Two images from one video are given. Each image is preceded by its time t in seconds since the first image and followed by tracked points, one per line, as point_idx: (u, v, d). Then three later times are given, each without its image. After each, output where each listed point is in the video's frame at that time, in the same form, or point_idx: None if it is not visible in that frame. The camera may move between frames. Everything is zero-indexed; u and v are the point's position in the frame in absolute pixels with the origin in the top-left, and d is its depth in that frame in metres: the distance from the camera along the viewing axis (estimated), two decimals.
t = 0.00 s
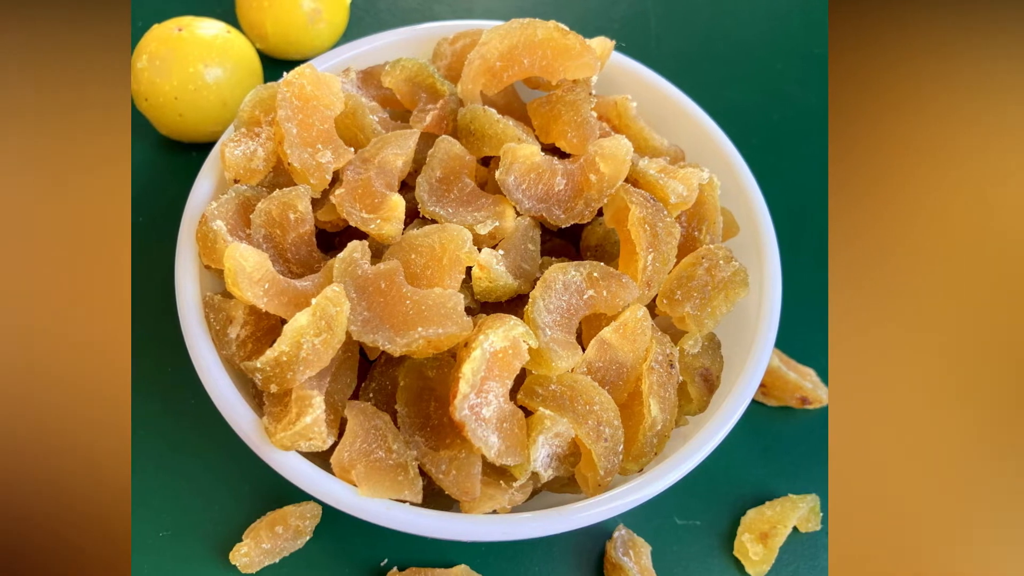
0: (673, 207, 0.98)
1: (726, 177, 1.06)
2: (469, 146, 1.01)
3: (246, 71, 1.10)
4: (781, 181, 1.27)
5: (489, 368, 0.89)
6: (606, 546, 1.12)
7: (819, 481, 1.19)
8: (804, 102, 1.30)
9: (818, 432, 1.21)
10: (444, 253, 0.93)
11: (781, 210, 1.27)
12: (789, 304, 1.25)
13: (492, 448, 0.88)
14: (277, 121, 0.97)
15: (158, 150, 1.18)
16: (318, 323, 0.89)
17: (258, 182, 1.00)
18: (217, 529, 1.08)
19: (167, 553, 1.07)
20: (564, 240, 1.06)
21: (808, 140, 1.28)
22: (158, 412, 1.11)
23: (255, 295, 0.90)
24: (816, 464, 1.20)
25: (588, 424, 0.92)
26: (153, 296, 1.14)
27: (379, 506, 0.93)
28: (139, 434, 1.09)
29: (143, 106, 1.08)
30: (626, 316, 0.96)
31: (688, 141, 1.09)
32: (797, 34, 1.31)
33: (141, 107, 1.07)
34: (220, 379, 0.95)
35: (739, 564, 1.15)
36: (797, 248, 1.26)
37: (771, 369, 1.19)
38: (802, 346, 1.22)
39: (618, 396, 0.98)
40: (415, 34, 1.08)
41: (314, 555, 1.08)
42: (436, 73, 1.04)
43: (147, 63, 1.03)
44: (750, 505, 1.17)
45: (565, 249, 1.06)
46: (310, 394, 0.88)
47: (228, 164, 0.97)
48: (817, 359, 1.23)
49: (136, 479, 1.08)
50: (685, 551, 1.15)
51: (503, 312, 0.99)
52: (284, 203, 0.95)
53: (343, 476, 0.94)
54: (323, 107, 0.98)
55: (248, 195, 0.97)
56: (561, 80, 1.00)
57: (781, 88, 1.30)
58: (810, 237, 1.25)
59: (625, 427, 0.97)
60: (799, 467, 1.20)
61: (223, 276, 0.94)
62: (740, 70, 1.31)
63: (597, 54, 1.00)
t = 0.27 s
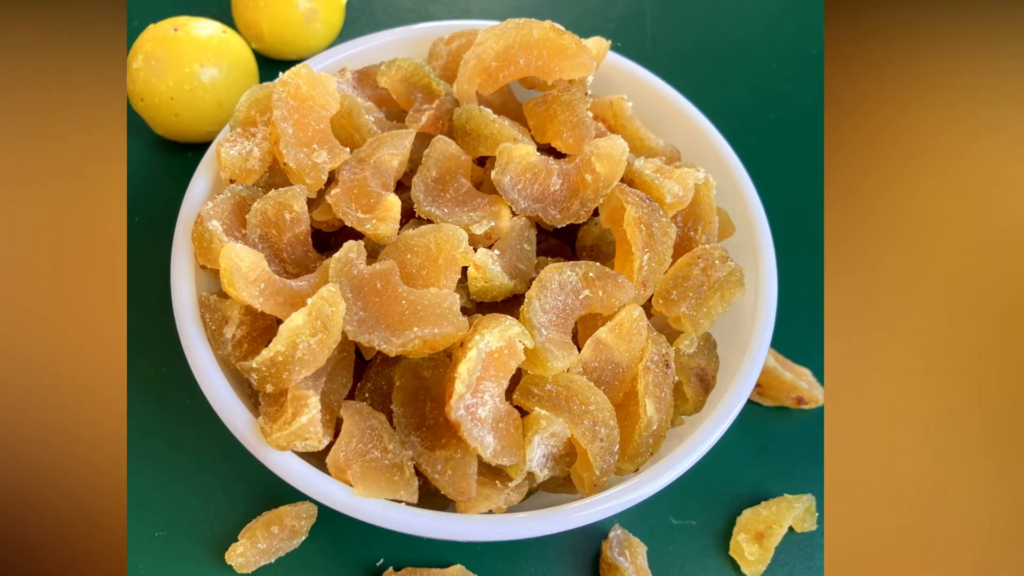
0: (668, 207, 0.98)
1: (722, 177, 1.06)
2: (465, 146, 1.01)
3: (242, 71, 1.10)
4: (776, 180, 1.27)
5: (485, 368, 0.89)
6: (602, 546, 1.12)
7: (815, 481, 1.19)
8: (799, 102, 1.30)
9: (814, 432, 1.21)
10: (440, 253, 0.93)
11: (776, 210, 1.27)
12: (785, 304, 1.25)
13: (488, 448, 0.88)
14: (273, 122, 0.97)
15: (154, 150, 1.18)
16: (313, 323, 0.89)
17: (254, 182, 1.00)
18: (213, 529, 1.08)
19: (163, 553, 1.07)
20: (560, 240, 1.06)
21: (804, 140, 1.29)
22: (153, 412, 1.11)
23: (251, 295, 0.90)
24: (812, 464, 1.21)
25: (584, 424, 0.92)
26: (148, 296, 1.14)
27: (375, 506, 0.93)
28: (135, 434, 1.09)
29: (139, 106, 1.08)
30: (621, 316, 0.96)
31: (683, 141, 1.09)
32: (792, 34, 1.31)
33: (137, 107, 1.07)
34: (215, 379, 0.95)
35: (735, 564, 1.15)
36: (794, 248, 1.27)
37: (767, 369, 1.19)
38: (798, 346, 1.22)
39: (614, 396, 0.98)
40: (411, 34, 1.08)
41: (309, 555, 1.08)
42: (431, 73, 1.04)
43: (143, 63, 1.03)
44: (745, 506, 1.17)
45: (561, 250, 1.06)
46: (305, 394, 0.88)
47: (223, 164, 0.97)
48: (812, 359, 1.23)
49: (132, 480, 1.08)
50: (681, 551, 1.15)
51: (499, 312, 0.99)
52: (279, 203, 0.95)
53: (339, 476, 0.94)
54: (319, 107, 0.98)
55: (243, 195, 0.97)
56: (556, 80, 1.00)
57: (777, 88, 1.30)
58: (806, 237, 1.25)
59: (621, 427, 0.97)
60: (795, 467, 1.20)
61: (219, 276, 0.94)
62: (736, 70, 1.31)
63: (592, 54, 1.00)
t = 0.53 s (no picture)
0: (664, 207, 0.98)
1: (717, 177, 1.07)
2: (460, 146, 1.01)
3: (238, 71, 1.10)
4: (773, 181, 1.27)
5: (481, 368, 0.89)
6: (598, 545, 1.12)
7: (810, 481, 1.19)
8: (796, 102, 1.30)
9: (809, 432, 1.21)
10: (436, 253, 0.93)
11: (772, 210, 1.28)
12: (781, 304, 1.25)
13: (484, 448, 0.88)
14: (269, 121, 0.97)
15: (150, 150, 1.18)
16: (309, 323, 0.89)
17: (250, 182, 1.00)
18: (209, 529, 1.08)
19: (158, 553, 1.07)
20: (556, 240, 1.06)
21: (800, 140, 1.29)
22: (149, 412, 1.11)
23: (247, 295, 0.90)
24: (808, 464, 1.21)
25: (579, 424, 0.92)
26: (144, 296, 1.14)
27: (370, 506, 0.93)
28: (131, 434, 1.09)
29: (135, 106, 1.08)
30: (617, 316, 0.96)
31: (679, 141, 1.09)
32: (788, 34, 1.31)
33: (132, 107, 1.07)
34: (211, 379, 0.95)
35: (731, 564, 1.15)
36: (790, 248, 1.27)
37: (763, 369, 1.19)
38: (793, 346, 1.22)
39: (610, 396, 0.98)
40: (407, 34, 1.08)
41: (305, 555, 1.08)
42: (427, 73, 1.04)
43: (139, 63, 1.03)
44: (741, 506, 1.17)
45: (557, 250, 1.06)
46: (301, 394, 0.88)
47: (219, 164, 0.97)
48: (808, 359, 1.23)
49: (128, 479, 1.08)
50: (677, 551, 1.15)
51: (495, 311, 0.99)
52: (275, 203, 0.95)
53: (335, 476, 0.94)
54: (315, 107, 0.98)
55: (239, 195, 0.97)
56: (552, 80, 1.00)
57: (774, 88, 1.30)
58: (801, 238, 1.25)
59: (617, 427, 0.97)
60: (790, 467, 1.20)
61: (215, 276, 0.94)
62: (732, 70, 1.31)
63: (588, 54, 1.00)
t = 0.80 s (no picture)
0: (661, 207, 0.98)
1: (714, 177, 1.07)
2: (457, 146, 1.01)
3: (234, 71, 1.10)
4: (769, 181, 1.27)
5: (477, 368, 0.89)
6: (594, 545, 1.12)
7: (807, 481, 1.19)
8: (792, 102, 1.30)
9: (805, 432, 1.21)
10: (432, 253, 0.93)
11: (769, 210, 1.28)
12: (777, 304, 1.25)
13: (480, 448, 0.88)
14: (265, 121, 0.97)
15: (146, 150, 1.18)
16: (306, 323, 0.89)
17: (246, 182, 1.00)
18: (205, 529, 1.08)
19: (155, 553, 1.07)
20: (552, 240, 1.06)
21: (796, 140, 1.29)
22: (146, 412, 1.11)
23: (243, 295, 0.90)
24: (804, 464, 1.21)
25: (576, 424, 0.92)
26: (141, 296, 1.14)
27: (367, 505, 0.93)
28: (127, 434, 1.09)
29: (131, 106, 1.08)
30: (614, 316, 0.96)
31: (676, 141, 1.09)
32: (784, 34, 1.31)
33: (129, 106, 1.07)
34: (207, 379, 0.95)
35: (727, 564, 1.15)
36: (786, 248, 1.27)
37: (759, 369, 1.19)
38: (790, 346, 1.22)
39: (606, 396, 0.98)
40: (403, 34, 1.08)
41: (301, 555, 1.08)
42: (423, 73, 1.04)
43: (135, 63, 1.03)
44: (737, 505, 1.17)
45: (553, 250, 1.06)
46: (298, 394, 0.88)
47: (216, 164, 0.97)
48: (805, 360, 1.23)
49: (124, 480, 1.08)
50: (673, 551, 1.15)
51: (491, 311, 0.99)
52: (272, 203, 0.95)
53: (331, 476, 0.94)
54: (311, 107, 0.98)
55: (236, 195, 0.97)
56: (549, 80, 1.00)
57: (770, 88, 1.30)
58: (797, 238, 1.26)
59: (613, 427, 0.97)
60: (787, 467, 1.20)
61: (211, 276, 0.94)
62: (729, 70, 1.31)
63: (585, 54, 1.00)
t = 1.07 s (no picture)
0: (656, 207, 0.98)
1: (709, 177, 1.07)
2: (452, 146, 1.01)
3: (230, 71, 1.10)
4: (765, 181, 1.28)
5: (473, 368, 0.89)
6: (590, 545, 1.12)
7: (803, 481, 1.19)
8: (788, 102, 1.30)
9: (801, 432, 1.21)
10: (428, 253, 0.93)
11: (765, 210, 1.28)
12: (773, 304, 1.25)
13: (475, 448, 0.88)
14: (261, 121, 0.97)
15: (142, 150, 1.18)
16: (301, 323, 0.89)
17: (242, 182, 1.00)
18: (201, 529, 1.08)
19: (151, 553, 1.07)
20: (548, 240, 1.06)
21: (792, 140, 1.29)
22: (141, 412, 1.11)
23: (238, 295, 0.90)
24: (800, 464, 1.21)
25: (571, 424, 0.92)
26: (136, 296, 1.14)
27: (362, 506, 0.93)
28: (123, 434, 1.09)
29: (127, 106, 1.08)
30: (609, 316, 0.96)
31: (671, 141, 1.09)
32: (780, 34, 1.31)
33: (124, 106, 1.07)
34: (203, 379, 0.95)
35: (723, 564, 1.15)
36: (782, 248, 1.27)
37: (755, 369, 1.19)
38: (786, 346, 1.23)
39: (602, 396, 0.98)
40: (398, 34, 1.08)
41: (297, 555, 1.08)
42: (419, 73, 1.04)
43: (131, 63, 1.03)
44: (733, 505, 1.17)
45: (549, 250, 1.06)
46: (293, 394, 0.88)
47: (211, 164, 0.97)
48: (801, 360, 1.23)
49: (120, 480, 1.08)
50: (669, 551, 1.15)
51: (487, 311, 0.99)
52: (267, 203, 0.95)
53: (327, 476, 0.94)
54: (307, 107, 0.98)
55: (231, 195, 0.97)
56: (544, 80, 1.00)
57: (766, 88, 1.30)
58: (793, 237, 1.26)
59: (609, 427, 0.97)
60: (783, 467, 1.20)
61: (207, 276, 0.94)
62: (725, 70, 1.31)
63: (580, 54, 1.00)
